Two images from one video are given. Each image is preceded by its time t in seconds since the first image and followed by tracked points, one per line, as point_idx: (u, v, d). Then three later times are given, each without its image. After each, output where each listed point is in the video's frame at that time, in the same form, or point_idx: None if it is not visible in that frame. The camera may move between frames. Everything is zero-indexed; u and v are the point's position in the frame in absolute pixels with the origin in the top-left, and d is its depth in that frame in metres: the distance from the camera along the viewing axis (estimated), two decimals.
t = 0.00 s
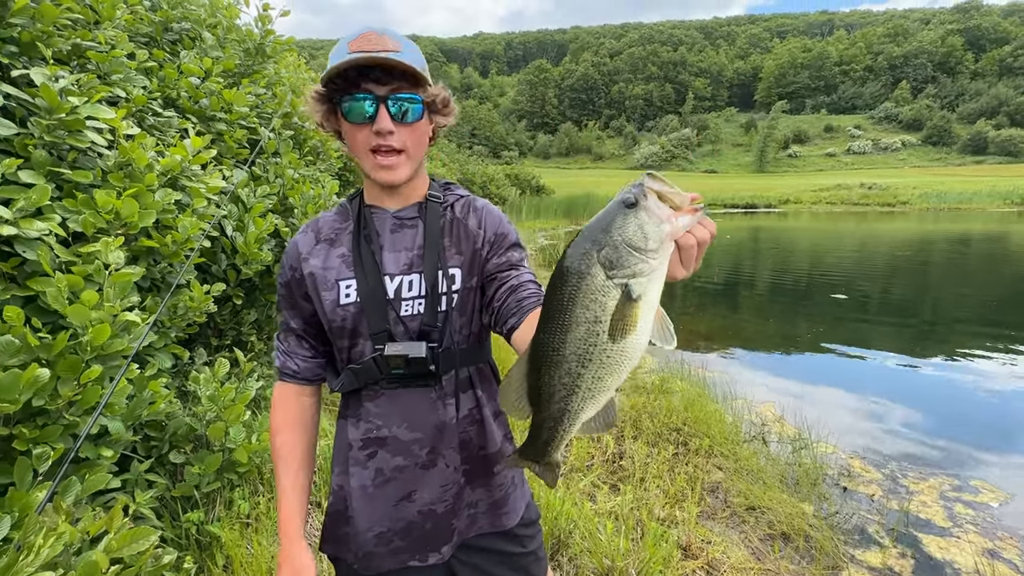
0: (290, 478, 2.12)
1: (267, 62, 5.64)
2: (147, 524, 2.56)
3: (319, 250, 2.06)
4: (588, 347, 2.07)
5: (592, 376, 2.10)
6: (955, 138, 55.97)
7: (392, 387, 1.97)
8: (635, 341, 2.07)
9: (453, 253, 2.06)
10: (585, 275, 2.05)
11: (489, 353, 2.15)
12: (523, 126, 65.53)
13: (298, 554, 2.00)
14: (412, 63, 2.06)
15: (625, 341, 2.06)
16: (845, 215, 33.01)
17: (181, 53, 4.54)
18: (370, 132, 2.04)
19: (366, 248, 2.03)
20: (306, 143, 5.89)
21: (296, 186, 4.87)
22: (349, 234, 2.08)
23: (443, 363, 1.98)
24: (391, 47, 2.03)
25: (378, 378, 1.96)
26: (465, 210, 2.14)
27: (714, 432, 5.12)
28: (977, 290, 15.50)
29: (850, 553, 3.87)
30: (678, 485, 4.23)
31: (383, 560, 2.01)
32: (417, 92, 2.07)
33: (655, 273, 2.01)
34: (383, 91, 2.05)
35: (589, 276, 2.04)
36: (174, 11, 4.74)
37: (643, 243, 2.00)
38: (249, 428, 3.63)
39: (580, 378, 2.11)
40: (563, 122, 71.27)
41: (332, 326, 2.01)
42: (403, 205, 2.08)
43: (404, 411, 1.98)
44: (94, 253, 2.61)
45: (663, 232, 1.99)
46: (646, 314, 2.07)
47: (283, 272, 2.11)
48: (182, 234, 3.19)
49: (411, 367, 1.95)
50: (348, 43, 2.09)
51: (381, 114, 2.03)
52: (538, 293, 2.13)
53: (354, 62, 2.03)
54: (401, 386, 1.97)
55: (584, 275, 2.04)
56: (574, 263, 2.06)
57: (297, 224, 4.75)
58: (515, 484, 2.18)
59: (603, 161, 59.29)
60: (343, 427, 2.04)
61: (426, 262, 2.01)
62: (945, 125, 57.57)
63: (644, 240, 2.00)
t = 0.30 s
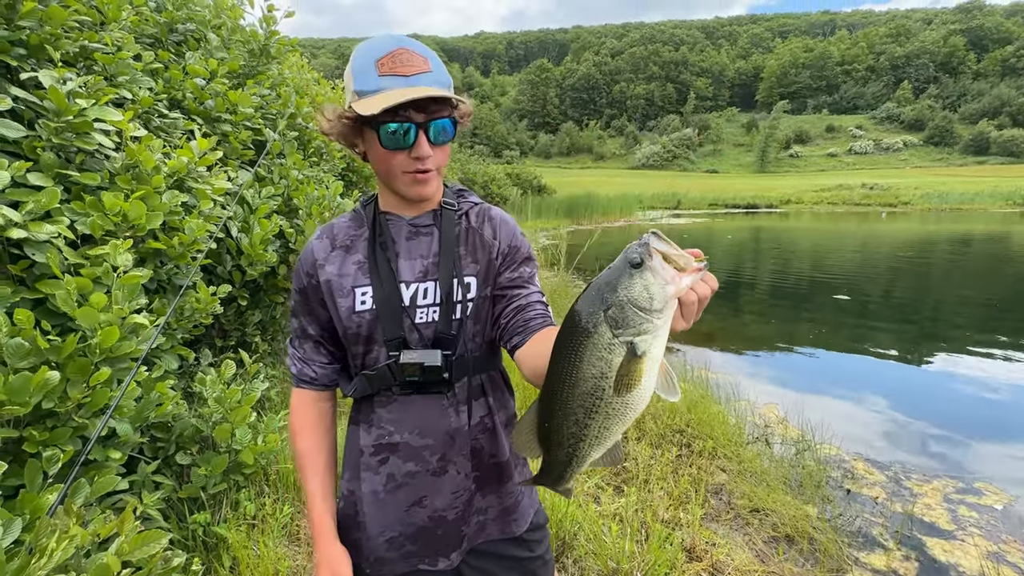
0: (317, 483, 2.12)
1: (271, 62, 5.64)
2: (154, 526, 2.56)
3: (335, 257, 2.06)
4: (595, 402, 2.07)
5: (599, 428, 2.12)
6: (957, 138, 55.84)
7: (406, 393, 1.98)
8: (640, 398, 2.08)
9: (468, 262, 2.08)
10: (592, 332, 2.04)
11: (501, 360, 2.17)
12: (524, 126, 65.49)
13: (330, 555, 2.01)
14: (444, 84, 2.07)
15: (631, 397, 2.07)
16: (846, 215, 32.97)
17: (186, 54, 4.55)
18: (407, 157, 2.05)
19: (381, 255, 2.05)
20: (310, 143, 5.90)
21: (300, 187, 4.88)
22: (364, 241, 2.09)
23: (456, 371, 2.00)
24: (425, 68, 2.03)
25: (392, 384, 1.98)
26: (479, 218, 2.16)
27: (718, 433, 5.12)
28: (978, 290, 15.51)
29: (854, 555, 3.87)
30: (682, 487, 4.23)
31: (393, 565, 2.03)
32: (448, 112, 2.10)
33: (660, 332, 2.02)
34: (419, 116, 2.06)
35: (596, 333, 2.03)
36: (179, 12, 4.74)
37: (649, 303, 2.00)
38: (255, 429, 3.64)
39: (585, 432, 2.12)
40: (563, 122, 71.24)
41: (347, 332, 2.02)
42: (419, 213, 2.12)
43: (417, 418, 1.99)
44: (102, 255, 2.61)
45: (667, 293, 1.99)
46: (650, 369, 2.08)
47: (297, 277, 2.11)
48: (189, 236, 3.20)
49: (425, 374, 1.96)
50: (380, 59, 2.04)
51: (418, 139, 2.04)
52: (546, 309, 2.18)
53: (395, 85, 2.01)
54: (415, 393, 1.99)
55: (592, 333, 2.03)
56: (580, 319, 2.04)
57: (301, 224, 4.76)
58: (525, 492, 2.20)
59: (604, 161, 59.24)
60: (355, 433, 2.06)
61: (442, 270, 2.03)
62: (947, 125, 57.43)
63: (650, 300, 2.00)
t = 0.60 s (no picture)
0: (353, 455, 1.94)
1: (273, 60, 5.63)
2: (159, 524, 2.56)
3: (344, 257, 2.07)
4: (596, 427, 2.07)
5: (601, 452, 2.11)
6: (959, 137, 55.68)
7: (417, 392, 2.01)
8: (641, 421, 2.08)
9: (477, 260, 2.12)
10: (590, 358, 2.03)
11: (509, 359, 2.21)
12: (524, 123, 65.33)
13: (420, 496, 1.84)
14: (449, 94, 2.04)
15: (631, 421, 2.07)
16: (847, 214, 32.90)
17: (189, 51, 4.53)
18: (409, 170, 2.03)
19: (391, 255, 2.07)
20: (313, 141, 5.89)
21: (303, 184, 4.87)
22: (373, 241, 2.11)
23: (468, 371, 2.04)
24: (428, 79, 2.00)
25: (404, 385, 2.00)
26: (486, 216, 2.20)
27: (721, 431, 5.11)
28: (979, 289, 15.50)
29: (858, 554, 3.87)
30: (686, 486, 4.22)
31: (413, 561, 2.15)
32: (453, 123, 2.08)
33: (659, 355, 2.02)
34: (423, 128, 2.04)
35: (595, 359, 2.03)
36: (181, 8, 4.72)
37: (647, 328, 2.00)
38: (258, 427, 3.64)
39: (586, 458, 2.11)
40: (564, 120, 71.10)
41: (358, 333, 2.04)
42: (426, 213, 2.14)
43: (432, 420, 2.03)
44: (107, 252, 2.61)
45: (666, 317, 1.99)
46: (650, 392, 2.09)
47: (305, 277, 2.10)
48: (193, 234, 3.19)
49: (438, 375, 2.00)
50: (383, 70, 2.01)
51: (420, 151, 2.02)
52: (548, 308, 2.19)
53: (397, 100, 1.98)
54: (426, 393, 2.02)
55: (591, 360, 2.03)
56: (579, 346, 2.02)
57: (304, 222, 4.75)
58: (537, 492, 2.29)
59: (605, 158, 59.14)
60: (369, 434, 2.09)
61: (451, 269, 2.07)
62: (949, 123, 57.27)
63: (648, 325, 1.99)
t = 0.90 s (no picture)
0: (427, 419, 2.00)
1: (272, 54, 5.60)
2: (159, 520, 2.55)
3: (349, 251, 2.11)
4: (562, 421, 1.95)
5: (562, 451, 1.97)
6: (960, 133, 55.52)
7: (432, 386, 2.08)
8: (611, 421, 1.97)
9: (477, 254, 2.21)
10: (568, 345, 1.95)
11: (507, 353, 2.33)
12: (524, 119, 65.10)
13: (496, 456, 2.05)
14: (445, 79, 2.09)
15: (601, 419, 1.96)
16: (848, 210, 32.82)
17: (187, 45, 4.50)
18: (406, 156, 2.10)
19: (397, 249, 2.14)
20: (312, 136, 5.87)
21: (302, 180, 4.86)
22: (377, 235, 2.15)
23: (482, 365, 2.13)
24: (424, 63, 2.04)
25: (420, 379, 2.06)
26: (485, 210, 2.27)
27: (721, 427, 5.11)
28: (979, 286, 15.49)
29: (859, 551, 3.86)
30: (687, 482, 4.21)
31: (416, 562, 2.16)
32: (449, 109, 2.14)
33: (640, 354, 1.96)
34: (420, 113, 2.09)
35: (572, 346, 1.95)
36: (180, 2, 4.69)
37: (632, 322, 1.95)
38: (259, 423, 3.64)
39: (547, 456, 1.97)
40: (564, 116, 70.89)
41: (369, 326, 2.09)
42: (427, 207, 2.22)
43: (438, 415, 2.10)
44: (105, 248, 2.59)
45: (651, 314, 1.96)
46: (624, 393, 2.00)
47: (311, 270, 2.11)
48: (192, 229, 3.17)
49: (456, 368, 2.07)
50: (378, 54, 2.05)
51: (417, 138, 2.09)
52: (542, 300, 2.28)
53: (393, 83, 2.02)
54: (439, 387, 2.09)
55: (568, 347, 1.95)
56: (559, 329, 1.95)
57: (304, 218, 4.73)
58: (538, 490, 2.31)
59: (605, 155, 59.02)
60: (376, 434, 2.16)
61: (455, 264, 2.15)
62: (950, 120, 57.10)
63: (632, 319, 1.94)
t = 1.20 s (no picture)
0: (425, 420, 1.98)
1: (270, 47, 5.57)
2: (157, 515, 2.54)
3: (347, 243, 2.10)
4: (560, 401, 1.92)
5: (554, 433, 1.94)
6: (960, 129, 55.40)
7: (429, 380, 2.06)
8: (609, 410, 1.93)
9: (478, 246, 2.18)
10: (579, 322, 1.94)
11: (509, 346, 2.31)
12: (524, 115, 64.95)
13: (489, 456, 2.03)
14: (449, 58, 2.08)
15: (599, 407, 1.93)
16: (848, 207, 32.79)
17: (183, 37, 4.47)
18: (412, 137, 2.08)
19: (397, 241, 2.12)
20: (311, 130, 5.83)
21: (300, 174, 4.83)
22: (374, 225, 2.14)
23: (481, 359, 2.11)
24: (428, 40, 2.03)
25: (418, 372, 2.04)
26: (486, 200, 2.24)
27: (721, 423, 5.10)
28: (979, 282, 15.48)
29: (859, 545, 3.86)
30: (686, 477, 4.21)
31: (417, 560, 2.14)
32: (453, 89, 2.12)
33: (650, 345, 1.94)
34: (424, 92, 2.08)
35: (583, 325, 1.94)
36: None
37: (648, 310, 1.93)
38: (257, 419, 3.62)
39: (538, 435, 1.94)
40: (564, 112, 70.74)
41: (367, 320, 2.08)
42: (426, 197, 2.20)
43: (437, 410, 2.09)
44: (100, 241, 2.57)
45: (669, 304, 1.94)
46: (628, 383, 1.96)
47: (308, 263, 2.10)
48: (189, 222, 3.15)
49: (454, 362, 2.05)
50: (380, 33, 2.04)
51: (422, 117, 2.07)
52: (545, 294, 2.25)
53: (396, 59, 2.01)
54: (438, 381, 2.07)
55: (579, 322, 1.94)
56: (572, 303, 1.95)
57: (302, 212, 4.70)
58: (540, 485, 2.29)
59: (605, 151, 58.93)
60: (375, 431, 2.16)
61: (455, 256, 2.13)
62: (950, 116, 57.00)
63: (650, 306, 1.92)
